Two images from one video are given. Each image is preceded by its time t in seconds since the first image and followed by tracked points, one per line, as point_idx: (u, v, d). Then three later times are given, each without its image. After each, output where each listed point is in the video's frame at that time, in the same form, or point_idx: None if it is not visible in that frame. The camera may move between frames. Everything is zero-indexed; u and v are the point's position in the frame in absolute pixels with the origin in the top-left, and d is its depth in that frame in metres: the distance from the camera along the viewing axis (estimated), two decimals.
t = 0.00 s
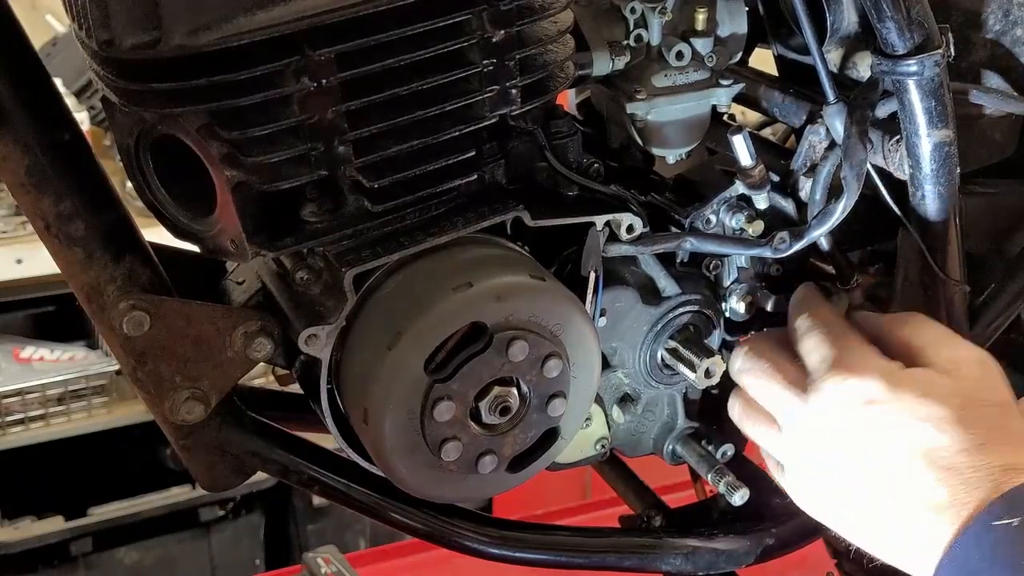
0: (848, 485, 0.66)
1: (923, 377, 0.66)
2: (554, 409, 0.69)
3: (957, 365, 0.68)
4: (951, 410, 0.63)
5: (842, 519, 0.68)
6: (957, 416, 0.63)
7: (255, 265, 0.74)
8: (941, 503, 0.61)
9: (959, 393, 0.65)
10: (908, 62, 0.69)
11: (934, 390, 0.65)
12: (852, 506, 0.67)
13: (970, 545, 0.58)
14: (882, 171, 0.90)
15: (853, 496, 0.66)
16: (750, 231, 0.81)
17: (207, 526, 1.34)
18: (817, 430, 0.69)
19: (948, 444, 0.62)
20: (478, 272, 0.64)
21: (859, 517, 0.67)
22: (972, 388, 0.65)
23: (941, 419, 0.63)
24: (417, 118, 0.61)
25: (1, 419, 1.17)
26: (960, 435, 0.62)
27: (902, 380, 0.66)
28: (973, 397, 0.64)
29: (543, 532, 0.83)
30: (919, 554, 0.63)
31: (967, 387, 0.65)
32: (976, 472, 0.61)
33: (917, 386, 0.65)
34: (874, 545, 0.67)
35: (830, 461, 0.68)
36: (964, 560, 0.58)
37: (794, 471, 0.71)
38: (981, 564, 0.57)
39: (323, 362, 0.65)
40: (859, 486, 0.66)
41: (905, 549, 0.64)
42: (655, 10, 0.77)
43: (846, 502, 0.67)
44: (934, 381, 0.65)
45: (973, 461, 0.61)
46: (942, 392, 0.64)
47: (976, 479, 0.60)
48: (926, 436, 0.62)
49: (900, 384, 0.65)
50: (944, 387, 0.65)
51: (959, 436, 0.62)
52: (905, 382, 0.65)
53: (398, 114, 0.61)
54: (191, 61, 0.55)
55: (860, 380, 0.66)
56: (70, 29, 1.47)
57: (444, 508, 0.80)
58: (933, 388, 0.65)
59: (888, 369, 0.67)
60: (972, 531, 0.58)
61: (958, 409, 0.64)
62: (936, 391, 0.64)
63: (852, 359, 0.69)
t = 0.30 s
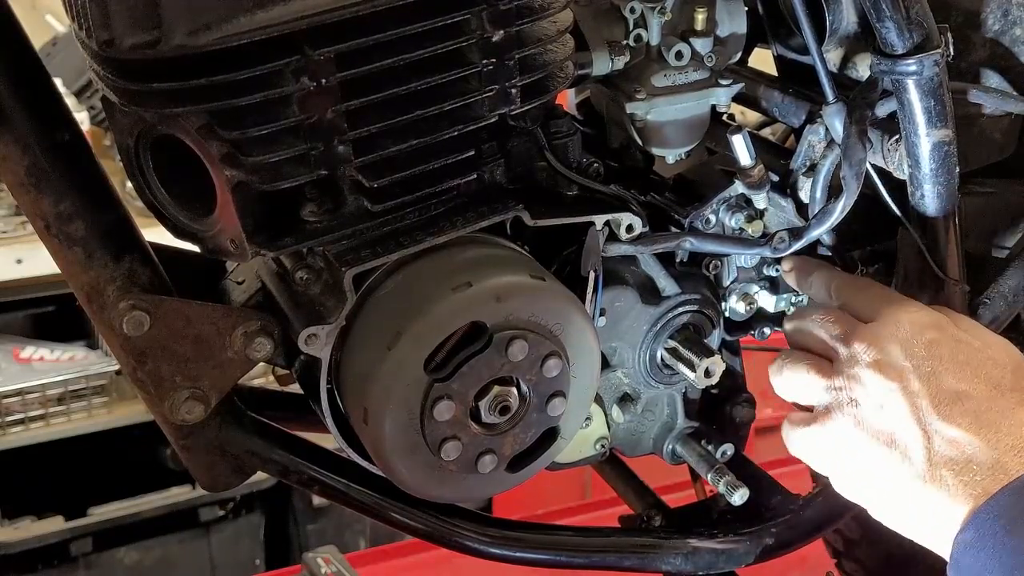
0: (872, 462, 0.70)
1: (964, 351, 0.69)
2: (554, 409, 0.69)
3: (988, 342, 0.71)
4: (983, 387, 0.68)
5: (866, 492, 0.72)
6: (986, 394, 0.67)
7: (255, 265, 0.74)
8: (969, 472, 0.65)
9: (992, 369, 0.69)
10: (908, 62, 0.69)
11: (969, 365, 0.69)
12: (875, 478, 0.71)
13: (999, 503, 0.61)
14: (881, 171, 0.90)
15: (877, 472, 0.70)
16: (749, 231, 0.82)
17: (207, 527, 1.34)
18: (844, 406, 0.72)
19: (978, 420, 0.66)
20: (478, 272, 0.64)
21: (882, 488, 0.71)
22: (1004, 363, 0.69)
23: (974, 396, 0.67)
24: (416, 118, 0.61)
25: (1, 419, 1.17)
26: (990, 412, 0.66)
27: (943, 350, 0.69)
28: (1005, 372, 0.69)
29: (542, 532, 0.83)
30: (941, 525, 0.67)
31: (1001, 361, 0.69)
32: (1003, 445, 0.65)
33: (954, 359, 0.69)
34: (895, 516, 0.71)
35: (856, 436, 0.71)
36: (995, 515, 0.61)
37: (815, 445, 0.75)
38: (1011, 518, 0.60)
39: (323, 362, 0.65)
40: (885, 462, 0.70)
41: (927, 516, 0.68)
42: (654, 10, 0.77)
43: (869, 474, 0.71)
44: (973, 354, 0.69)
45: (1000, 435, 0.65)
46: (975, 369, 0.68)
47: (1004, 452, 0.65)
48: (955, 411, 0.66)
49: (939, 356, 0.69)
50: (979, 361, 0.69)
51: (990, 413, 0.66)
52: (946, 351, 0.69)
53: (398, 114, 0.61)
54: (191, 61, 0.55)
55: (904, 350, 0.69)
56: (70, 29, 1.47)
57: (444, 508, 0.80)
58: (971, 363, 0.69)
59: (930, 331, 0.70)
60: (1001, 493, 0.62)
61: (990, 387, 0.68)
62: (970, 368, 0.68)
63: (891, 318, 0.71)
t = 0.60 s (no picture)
0: (874, 464, 0.70)
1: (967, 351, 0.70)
2: (554, 409, 0.69)
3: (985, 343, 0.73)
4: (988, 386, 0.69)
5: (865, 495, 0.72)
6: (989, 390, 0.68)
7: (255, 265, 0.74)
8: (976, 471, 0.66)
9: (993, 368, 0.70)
10: (908, 63, 0.69)
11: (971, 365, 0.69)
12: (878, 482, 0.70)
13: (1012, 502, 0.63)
14: (881, 171, 0.90)
15: (878, 475, 0.70)
16: (750, 231, 0.83)
17: (207, 527, 1.34)
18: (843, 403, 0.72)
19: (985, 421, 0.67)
20: (478, 272, 0.64)
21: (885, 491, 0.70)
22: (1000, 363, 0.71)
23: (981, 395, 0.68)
24: (417, 118, 0.61)
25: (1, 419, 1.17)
26: (992, 411, 0.67)
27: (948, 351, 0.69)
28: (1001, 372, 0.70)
29: (542, 533, 0.83)
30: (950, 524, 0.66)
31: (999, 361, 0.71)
32: (1007, 444, 0.66)
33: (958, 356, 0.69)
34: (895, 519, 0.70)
35: (857, 439, 0.70)
36: (1006, 514, 0.62)
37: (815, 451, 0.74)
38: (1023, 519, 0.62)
39: (323, 362, 0.65)
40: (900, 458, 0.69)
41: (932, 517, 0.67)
42: (655, 10, 0.77)
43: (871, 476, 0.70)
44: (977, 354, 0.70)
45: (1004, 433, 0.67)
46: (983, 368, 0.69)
47: (1008, 451, 0.66)
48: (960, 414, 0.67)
49: (942, 357, 0.69)
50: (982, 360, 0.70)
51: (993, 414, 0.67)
52: (951, 352, 0.69)
53: (398, 114, 0.61)
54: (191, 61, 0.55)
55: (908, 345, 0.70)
56: (70, 29, 1.47)
57: (444, 508, 0.80)
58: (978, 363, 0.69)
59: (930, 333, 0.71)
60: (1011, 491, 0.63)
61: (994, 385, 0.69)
62: (972, 368, 0.69)
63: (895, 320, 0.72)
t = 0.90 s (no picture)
0: (874, 458, 0.65)
1: (932, 343, 0.65)
2: (554, 409, 0.69)
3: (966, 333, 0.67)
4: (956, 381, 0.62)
5: (864, 494, 0.68)
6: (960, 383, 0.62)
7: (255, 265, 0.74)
8: (952, 473, 0.60)
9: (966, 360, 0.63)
10: (908, 62, 0.69)
11: (934, 356, 0.64)
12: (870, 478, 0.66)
13: (985, 513, 0.57)
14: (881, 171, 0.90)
15: (879, 468, 0.65)
16: (750, 231, 0.82)
17: (207, 527, 1.34)
18: (822, 404, 0.69)
19: (955, 419, 0.61)
20: (479, 272, 0.64)
21: (878, 489, 0.66)
22: (977, 352, 0.64)
23: (948, 392, 0.62)
24: (417, 118, 0.61)
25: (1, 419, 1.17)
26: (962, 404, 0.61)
27: (906, 351, 0.65)
28: (982, 362, 0.63)
29: (542, 533, 0.83)
30: (940, 528, 0.61)
31: (976, 351, 0.64)
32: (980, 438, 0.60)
33: (922, 350, 0.64)
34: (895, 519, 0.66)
35: (854, 432, 0.66)
36: (977, 527, 0.57)
37: (813, 449, 0.71)
38: (995, 534, 0.56)
39: (323, 362, 0.65)
40: (883, 457, 0.65)
41: (923, 518, 0.63)
42: (655, 10, 0.77)
43: (864, 472, 0.67)
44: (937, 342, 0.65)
45: (981, 429, 0.60)
46: (950, 363, 0.63)
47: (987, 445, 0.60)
48: (927, 412, 0.62)
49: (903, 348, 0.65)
50: (951, 353, 0.64)
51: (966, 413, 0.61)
52: (908, 351, 0.64)
53: (398, 114, 0.61)
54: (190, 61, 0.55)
55: (867, 343, 0.67)
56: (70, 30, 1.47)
57: (444, 508, 0.80)
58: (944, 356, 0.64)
59: (892, 327, 0.67)
60: (985, 498, 0.57)
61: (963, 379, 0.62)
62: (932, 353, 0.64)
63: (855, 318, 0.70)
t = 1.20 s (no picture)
0: (874, 452, 0.65)
1: (916, 336, 0.64)
2: (554, 409, 0.69)
3: (947, 323, 0.66)
4: (944, 375, 0.62)
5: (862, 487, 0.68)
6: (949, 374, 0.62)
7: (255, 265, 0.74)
8: (949, 465, 0.61)
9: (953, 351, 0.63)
10: (908, 62, 0.69)
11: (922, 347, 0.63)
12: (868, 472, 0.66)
13: (982, 502, 0.58)
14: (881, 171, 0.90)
15: (879, 462, 0.65)
16: (750, 231, 0.82)
17: (207, 527, 1.34)
18: (816, 403, 0.68)
19: (948, 412, 0.61)
20: (478, 272, 0.64)
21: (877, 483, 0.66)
22: (961, 343, 0.64)
23: (938, 385, 0.62)
24: (417, 118, 0.61)
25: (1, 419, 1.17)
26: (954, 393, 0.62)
27: (893, 345, 0.64)
28: (969, 352, 0.63)
29: (542, 533, 0.83)
30: (940, 519, 0.62)
31: (962, 343, 0.64)
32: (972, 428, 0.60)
33: (909, 343, 0.64)
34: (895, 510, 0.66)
35: (853, 426, 0.66)
36: (974, 516, 0.58)
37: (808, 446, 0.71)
38: (993, 522, 0.57)
39: (323, 362, 0.65)
40: (880, 452, 0.65)
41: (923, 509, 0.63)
42: (655, 10, 0.77)
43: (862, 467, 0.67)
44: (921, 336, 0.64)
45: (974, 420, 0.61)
46: (937, 356, 0.63)
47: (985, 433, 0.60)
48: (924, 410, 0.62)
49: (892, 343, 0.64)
50: (936, 344, 0.63)
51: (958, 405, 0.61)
52: (894, 346, 0.64)
53: (398, 114, 0.61)
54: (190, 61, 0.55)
55: (855, 339, 0.65)
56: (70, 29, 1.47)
57: (444, 508, 0.80)
58: (929, 350, 0.63)
59: (876, 322, 0.66)
60: (982, 487, 0.58)
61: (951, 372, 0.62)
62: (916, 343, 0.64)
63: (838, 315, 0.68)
